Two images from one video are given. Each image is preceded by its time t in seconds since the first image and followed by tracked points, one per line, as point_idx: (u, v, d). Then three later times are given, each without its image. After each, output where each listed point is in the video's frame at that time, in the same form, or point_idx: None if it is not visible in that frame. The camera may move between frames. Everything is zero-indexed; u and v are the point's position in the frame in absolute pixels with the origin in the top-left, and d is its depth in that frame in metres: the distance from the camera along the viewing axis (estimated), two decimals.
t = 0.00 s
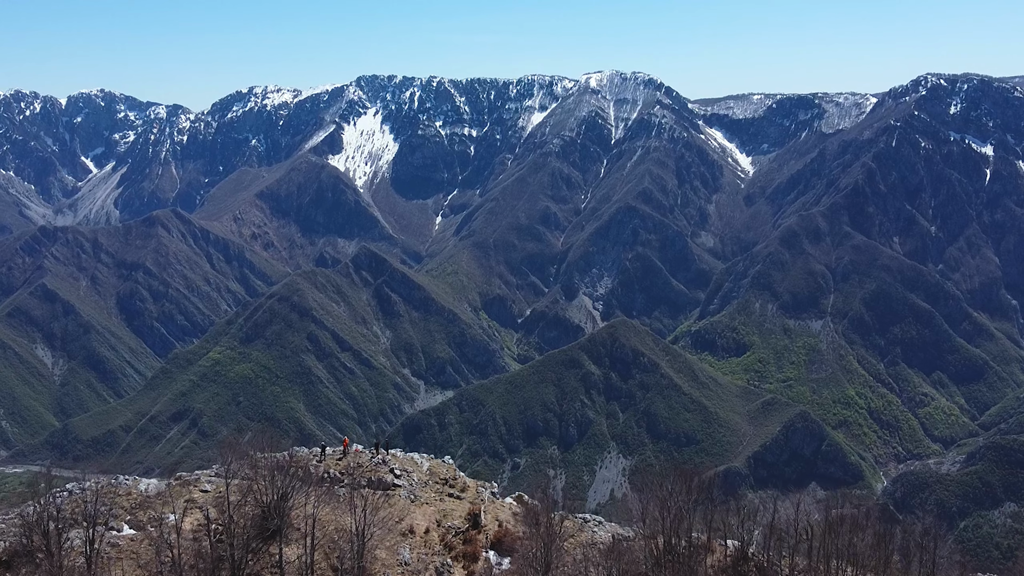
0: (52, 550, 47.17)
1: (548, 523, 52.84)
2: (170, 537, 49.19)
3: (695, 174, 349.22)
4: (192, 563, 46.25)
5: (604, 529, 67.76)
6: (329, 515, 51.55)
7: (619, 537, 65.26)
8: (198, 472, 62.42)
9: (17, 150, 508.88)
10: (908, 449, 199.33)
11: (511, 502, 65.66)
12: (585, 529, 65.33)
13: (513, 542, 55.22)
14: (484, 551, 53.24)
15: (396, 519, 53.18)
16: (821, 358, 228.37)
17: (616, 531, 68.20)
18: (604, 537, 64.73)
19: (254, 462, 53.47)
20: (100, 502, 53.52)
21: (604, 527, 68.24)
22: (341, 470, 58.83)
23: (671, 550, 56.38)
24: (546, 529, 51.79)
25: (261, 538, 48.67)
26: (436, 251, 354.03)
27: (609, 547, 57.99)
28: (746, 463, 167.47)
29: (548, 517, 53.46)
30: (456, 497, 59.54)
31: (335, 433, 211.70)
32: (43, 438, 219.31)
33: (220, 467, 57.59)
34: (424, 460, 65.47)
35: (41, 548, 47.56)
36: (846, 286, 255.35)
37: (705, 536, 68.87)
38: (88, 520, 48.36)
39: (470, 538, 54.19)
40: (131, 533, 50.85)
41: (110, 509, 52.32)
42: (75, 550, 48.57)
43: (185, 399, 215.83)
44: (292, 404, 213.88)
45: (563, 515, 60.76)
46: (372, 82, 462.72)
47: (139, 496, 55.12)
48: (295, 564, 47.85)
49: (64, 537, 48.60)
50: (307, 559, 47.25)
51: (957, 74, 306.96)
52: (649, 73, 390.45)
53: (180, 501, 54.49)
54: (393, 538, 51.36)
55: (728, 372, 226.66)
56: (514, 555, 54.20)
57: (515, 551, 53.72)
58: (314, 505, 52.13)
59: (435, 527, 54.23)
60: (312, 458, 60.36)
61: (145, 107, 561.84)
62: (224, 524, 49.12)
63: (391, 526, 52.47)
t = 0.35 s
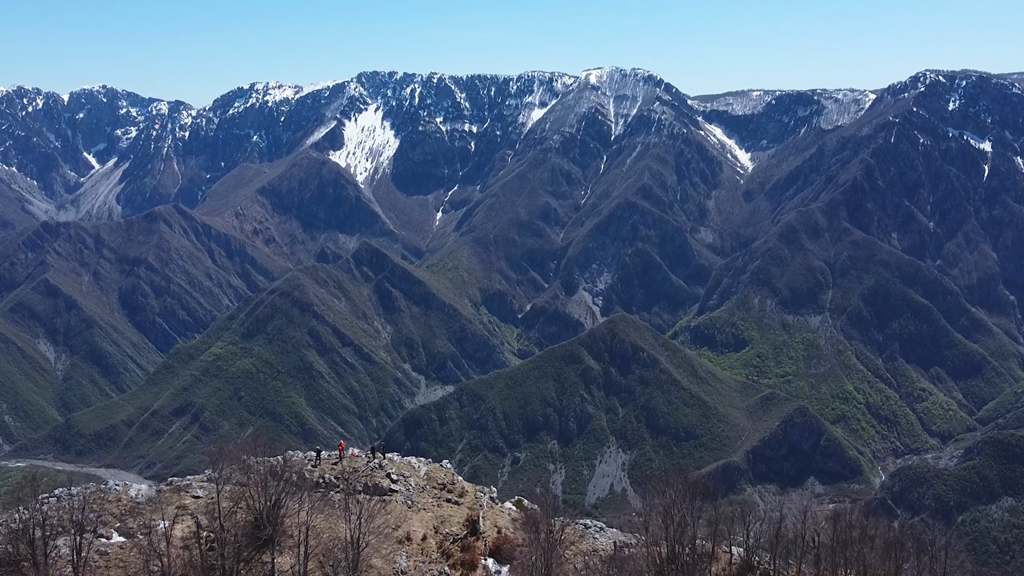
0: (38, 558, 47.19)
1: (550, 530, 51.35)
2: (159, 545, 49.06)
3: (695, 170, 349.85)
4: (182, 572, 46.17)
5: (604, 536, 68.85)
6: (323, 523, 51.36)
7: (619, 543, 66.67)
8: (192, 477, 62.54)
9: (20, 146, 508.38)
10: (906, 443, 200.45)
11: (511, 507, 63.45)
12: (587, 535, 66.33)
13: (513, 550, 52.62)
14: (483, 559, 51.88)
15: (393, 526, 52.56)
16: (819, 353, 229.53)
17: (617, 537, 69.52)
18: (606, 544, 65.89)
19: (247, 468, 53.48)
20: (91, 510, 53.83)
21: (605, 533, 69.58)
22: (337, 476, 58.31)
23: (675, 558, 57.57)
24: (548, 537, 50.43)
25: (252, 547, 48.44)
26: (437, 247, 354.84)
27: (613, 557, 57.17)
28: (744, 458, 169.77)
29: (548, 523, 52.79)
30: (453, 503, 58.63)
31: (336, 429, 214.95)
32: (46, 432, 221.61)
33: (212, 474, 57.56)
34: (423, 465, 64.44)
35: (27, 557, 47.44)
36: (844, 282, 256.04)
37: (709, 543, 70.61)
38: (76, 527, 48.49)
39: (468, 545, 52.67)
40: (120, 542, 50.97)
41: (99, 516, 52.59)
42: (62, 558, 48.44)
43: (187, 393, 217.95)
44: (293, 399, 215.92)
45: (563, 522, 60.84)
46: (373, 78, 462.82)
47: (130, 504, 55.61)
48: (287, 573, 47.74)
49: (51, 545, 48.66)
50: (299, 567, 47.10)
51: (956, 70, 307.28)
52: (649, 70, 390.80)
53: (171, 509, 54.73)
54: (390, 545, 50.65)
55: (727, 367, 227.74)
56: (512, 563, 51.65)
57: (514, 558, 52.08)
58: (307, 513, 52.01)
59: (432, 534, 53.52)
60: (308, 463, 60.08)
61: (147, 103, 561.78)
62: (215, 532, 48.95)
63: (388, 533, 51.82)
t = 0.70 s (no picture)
0: (25, 567, 41.88)
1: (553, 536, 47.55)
2: (148, 552, 44.32)
3: (694, 164, 350.30)
4: None
5: (607, 539, 64.21)
6: (317, 528, 47.47)
7: (622, 549, 61.80)
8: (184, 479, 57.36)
9: (23, 141, 506.37)
10: (903, 436, 201.65)
11: (513, 510, 58.93)
12: (587, 539, 61.58)
13: (514, 556, 48.65)
14: (481, 564, 47.83)
15: (389, 530, 48.81)
16: (817, 347, 230.67)
17: (619, 541, 64.40)
18: (608, 549, 61.06)
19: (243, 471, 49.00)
20: (79, 512, 48.60)
21: (606, 537, 64.65)
22: (332, 478, 54.06)
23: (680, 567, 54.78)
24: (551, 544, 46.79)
25: (245, 554, 44.36)
26: (438, 241, 355.67)
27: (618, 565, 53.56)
28: (743, 451, 170.67)
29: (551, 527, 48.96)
30: (452, 506, 54.40)
31: (336, 422, 216.75)
32: (49, 425, 223.13)
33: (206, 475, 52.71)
34: (420, 467, 59.69)
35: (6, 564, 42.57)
36: (843, 276, 256.79)
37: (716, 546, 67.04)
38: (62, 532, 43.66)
39: (466, 549, 48.70)
40: (110, 546, 45.94)
41: (88, 519, 47.57)
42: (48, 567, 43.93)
43: (189, 386, 219.93)
44: (294, 392, 217.59)
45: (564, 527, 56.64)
46: (373, 73, 462.80)
47: (121, 506, 50.39)
48: None
49: (38, 550, 43.74)
50: None
51: (954, 65, 308.64)
52: (649, 64, 390.81)
53: (163, 514, 49.52)
54: (386, 552, 46.89)
55: (726, 361, 228.98)
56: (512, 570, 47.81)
57: (514, 564, 48.07)
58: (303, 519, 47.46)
59: (430, 539, 49.60)
60: (305, 466, 55.58)
61: (149, 97, 561.68)
62: (207, 538, 45.00)
63: (383, 538, 48.05)
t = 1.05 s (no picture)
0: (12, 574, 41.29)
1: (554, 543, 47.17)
2: (138, 559, 43.67)
3: (693, 157, 350.67)
4: None
5: (608, 543, 64.96)
6: (311, 532, 46.93)
7: (624, 553, 62.87)
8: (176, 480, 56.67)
9: (25, 133, 505.62)
10: (901, 427, 202.76)
11: (511, 513, 58.69)
12: (589, 543, 62.47)
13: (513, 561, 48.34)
14: (479, 568, 47.46)
15: (384, 534, 48.22)
16: (816, 338, 231.71)
17: (620, 544, 65.37)
18: (609, 554, 62.04)
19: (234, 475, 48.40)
20: (66, 516, 48.01)
21: (607, 540, 65.49)
22: (326, 480, 53.21)
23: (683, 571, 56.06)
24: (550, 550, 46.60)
25: (237, 561, 43.88)
26: (438, 233, 356.25)
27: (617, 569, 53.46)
28: (741, 442, 171.70)
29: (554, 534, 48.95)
30: (449, 509, 53.63)
31: (337, 411, 218.28)
32: (52, 415, 224.32)
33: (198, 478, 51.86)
34: (417, 467, 58.73)
35: None
36: (841, 268, 257.57)
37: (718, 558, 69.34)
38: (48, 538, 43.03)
39: (464, 554, 48.31)
40: (99, 552, 45.34)
41: (77, 524, 46.97)
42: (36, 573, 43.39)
43: (191, 377, 221.87)
44: (296, 383, 219.02)
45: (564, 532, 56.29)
46: (374, 65, 462.73)
47: (110, 509, 49.63)
48: None
49: (25, 557, 43.04)
50: None
51: (953, 58, 308.98)
52: (648, 57, 390.76)
53: (154, 517, 48.77)
54: (382, 556, 46.41)
55: (725, 352, 230.00)
56: None
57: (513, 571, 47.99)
58: (296, 523, 46.74)
59: (427, 542, 49.01)
60: (299, 467, 54.70)
61: (151, 89, 561.58)
62: (197, 543, 44.44)
63: (379, 543, 47.51)
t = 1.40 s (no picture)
0: None
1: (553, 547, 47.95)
2: (128, 564, 44.76)
3: (692, 149, 351.22)
4: None
5: (609, 546, 67.74)
6: (303, 537, 47.84)
7: (625, 557, 65.23)
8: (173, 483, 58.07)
9: (27, 125, 505.48)
10: (899, 418, 203.91)
11: (511, 515, 60.63)
12: (591, 546, 65.23)
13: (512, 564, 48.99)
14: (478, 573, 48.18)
15: (381, 539, 48.66)
16: (814, 330, 232.81)
17: (621, 549, 67.93)
18: (611, 557, 64.51)
19: (226, 481, 49.46)
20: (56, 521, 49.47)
21: (608, 544, 67.94)
22: (322, 482, 54.36)
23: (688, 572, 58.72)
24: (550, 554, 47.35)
25: (226, 566, 44.88)
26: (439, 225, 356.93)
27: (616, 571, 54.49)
28: (741, 433, 173.31)
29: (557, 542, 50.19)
30: (448, 511, 54.48)
31: (338, 402, 219.47)
32: (56, 406, 225.45)
33: (190, 483, 53.03)
34: (416, 469, 60.04)
35: None
36: (840, 260, 258.42)
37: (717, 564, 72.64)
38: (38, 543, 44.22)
39: (462, 558, 49.13)
40: (88, 556, 46.61)
41: (67, 529, 48.21)
42: None
43: (193, 369, 223.35)
44: (298, 374, 220.29)
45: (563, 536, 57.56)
46: (374, 58, 462.94)
47: (100, 511, 50.82)
48: None
49: (15, 560, 44.29)
50: None
51: (952, 51, 309.36)
52: (648, 49, 390.94)
53: (145, 521, 50.01)
54: (379, 560, 47.02)
55: (724, 344, 230.94)
56: None
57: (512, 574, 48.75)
58: (289, 529, 47.65)
59: (425, 546, 49.62)
60: (294, 469, 55.91)
61: (152, 82, 561.04)
62: (188, 549, 45.57)
63: (376, 547, 48.16)
